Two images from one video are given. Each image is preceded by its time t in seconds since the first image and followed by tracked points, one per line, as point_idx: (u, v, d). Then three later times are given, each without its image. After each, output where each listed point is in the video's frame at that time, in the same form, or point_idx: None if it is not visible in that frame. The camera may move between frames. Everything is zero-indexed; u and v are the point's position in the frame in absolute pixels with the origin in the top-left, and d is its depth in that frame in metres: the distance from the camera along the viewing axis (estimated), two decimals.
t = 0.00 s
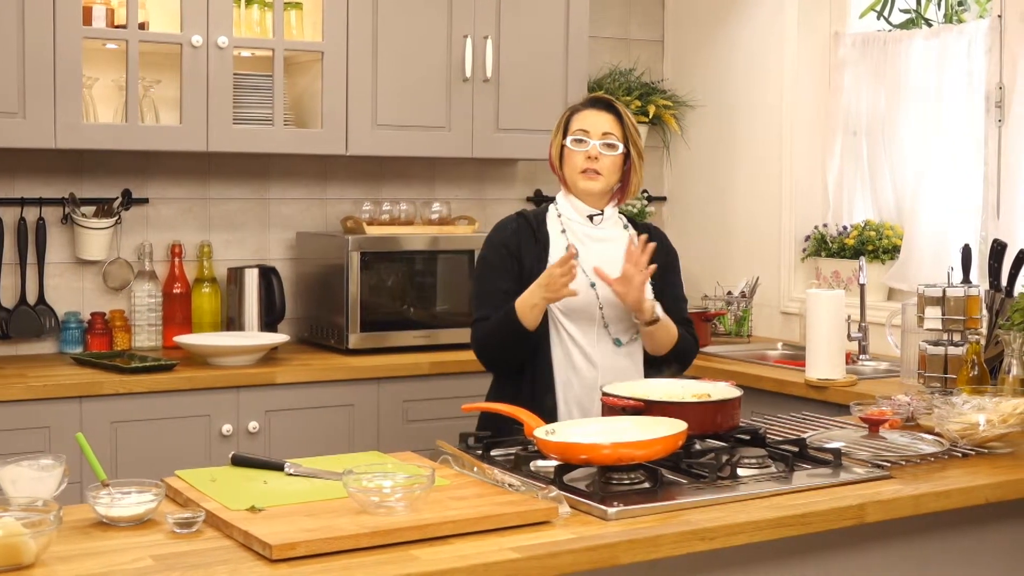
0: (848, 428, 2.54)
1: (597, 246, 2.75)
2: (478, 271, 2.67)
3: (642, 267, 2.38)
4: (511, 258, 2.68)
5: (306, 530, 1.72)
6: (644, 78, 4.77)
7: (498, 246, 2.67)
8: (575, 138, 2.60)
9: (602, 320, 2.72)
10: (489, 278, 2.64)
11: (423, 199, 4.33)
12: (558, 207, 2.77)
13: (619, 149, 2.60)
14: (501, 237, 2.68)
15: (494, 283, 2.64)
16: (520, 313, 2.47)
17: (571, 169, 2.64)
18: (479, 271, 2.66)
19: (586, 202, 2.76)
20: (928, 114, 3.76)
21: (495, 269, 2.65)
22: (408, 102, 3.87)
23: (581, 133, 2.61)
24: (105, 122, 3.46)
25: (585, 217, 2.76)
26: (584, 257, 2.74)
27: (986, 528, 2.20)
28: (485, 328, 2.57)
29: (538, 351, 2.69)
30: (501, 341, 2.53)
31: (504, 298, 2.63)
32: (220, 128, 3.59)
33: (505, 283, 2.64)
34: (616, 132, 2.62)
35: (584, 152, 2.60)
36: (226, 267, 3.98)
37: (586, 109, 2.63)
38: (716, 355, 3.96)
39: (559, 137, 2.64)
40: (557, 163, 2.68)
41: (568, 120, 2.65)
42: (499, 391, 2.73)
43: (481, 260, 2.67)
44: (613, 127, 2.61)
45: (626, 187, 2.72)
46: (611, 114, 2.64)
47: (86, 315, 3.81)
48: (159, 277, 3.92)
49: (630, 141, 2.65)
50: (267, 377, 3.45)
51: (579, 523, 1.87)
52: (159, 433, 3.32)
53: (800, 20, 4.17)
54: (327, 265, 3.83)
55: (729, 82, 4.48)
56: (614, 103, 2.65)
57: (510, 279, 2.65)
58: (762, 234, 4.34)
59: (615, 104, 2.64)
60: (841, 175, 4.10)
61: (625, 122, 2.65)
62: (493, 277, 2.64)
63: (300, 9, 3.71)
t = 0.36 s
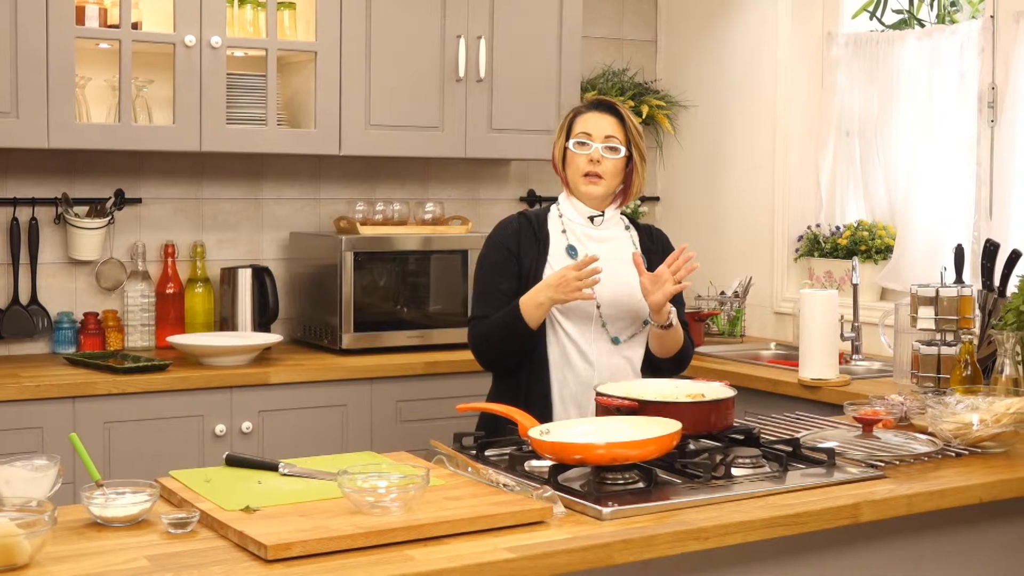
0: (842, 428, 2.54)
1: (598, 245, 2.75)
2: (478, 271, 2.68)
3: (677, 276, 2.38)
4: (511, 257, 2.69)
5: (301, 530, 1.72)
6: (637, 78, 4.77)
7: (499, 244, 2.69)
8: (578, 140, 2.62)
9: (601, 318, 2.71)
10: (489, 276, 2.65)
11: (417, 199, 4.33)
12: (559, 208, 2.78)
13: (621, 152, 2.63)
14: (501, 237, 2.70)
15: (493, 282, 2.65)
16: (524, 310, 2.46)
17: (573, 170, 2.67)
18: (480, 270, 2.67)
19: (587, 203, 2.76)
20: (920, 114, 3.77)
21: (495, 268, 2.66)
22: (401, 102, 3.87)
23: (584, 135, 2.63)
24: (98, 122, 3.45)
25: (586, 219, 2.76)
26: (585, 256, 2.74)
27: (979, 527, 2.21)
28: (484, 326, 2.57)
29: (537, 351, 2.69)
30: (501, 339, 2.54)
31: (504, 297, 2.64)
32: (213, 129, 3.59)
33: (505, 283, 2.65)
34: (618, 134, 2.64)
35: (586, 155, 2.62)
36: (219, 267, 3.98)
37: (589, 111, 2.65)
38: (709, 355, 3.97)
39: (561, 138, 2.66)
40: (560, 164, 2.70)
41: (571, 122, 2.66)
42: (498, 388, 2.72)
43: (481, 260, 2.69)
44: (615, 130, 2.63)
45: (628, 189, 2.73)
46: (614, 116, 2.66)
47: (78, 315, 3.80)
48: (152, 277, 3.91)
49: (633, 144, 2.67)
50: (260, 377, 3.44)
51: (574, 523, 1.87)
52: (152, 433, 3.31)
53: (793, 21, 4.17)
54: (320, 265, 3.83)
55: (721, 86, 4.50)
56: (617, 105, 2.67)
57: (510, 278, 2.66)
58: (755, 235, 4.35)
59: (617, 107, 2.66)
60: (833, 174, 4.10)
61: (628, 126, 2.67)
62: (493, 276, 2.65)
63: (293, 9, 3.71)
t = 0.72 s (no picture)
0: (836, 428, 2.55)
1: (596, 246, 2.76)
2: (475, 270, 2.68)
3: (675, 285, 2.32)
4: (508, 256, 2.69)
5: (296, 531, 1.72)
6: (631, 78, 4.78)
7: (496, 244, 2.69)
8: (580, 143, 2.62)
9: (597, 318, 2.73)
10: (485, 276, 2.65)
11: (411, 199, 4.33)
12: (558, 207, 2.78)
13: (621, 157, 2.64)
14: (499, 236, 2.70)
15: (490, 281, 2.65)
16: (510, 311, 2.47)
17: (573, 170, 2.67)
18: (477, 269, 2.67)
19: (586, 204, 2.76)
20: (914, 114, 3.78)
21: (491, 268, 2.66)
22: (395, 102, 3.87)
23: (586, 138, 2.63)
24: (92, 122, 3.45)
25: (584, 219, 2.76)
26: (582, 257, 2.74)
27: (973, 527, 2.22)
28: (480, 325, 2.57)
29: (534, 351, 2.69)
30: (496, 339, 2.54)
31: (500, 296, 2.64)
32: (207, 128, 3.58)
33: (501, 282, 2.66)
34: (619, 139, 2.64)
35: (587, 158, 2.62)
36: (213, 267, 3.97)
37: (592, 113, 2.65)
38: (702, 355, 3.98)
39: (562, 138, 2.66)
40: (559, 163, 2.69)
41: (573, 122, 2.66)
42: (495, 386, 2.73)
43: (478, 259, 2.69)
44: (617, 134, 2.64)
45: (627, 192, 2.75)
46: (617, 120, 2.66)
47: (72, 315, 3.79)
48: (145, 277, 3.91)
49: (634, 148, 2.68)
50: (254, 378, 3.44)
51: (569, 523, 1.87)
52: (145, 433, 3.31)
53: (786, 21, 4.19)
54: (314, 266, 3.83)
55: (714, 88, 4.51)
56: (620, 109, 2.67)
57: (506, 277, 2.67)
58: (749, 235, 4.36)
59: (621, 110, 2.66)
60: (827, 173, 4.10)
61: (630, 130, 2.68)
62: (490, 275, 2.65)
63: (287, 9, 3.71)
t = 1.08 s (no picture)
0: (831, 427, 2.55)
1: (591, 246, 2.76)
2: (473, 263, 2.66)
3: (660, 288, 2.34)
4: (507, 251, 2.68)
5: (292, 531, 1.72)
6: (625, 78, 4.78)
7: (495, 238, 2.68)
8: (587, 149, 2.62)
9: (591, 317, 2.73)
10: (487, 270, 2.63)
11: (405, 198, 4.33)
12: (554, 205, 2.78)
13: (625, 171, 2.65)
14: (497, 232, 2.69)
15: (490, 274, 2.63)
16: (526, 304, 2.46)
17: (574, 172, 2.67)
18: (476, 262, 2.65)
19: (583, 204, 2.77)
20: (908, 114, 3.78)
21: (491, 261, 2.65)
22: (390, 102, 3.86)
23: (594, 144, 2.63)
24: (86, 122, 3.44)
25: (580, 219, 2.77)
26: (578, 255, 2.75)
27: (967, 526, 2.22)
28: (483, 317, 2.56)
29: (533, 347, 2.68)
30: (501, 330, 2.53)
31: (501, 289, 2.63)
32: (201, 128, 3.58)
33: (501, 275, 2.65)
34: (626, 152, 2.64)
35: (590, 165, 2.63)
36: (207, 267, 3.97)
37: (606, 121, 2.65)
38: (696, 355, 3.98)
39: (571, 138, 2.66)
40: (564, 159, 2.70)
41: (586, 124, 2.66)
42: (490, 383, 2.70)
43: (476, 253, 2.67)
44: (626, 148, 2.64)
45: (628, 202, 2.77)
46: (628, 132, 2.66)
47: (65, 315, 3.78)
48: (139, 277, 3.90)
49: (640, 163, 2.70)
50: (248, 378, 3.43)
51: (565, 523, 1.87)
52: (139, 433, 3.30)
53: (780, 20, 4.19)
54: (308, 265, 3.82)
55: (709, 88, 4.51)
56: (634, 121, 2.67)
57: (506, 271, 2.66)
58: (743, 234, 4.36)
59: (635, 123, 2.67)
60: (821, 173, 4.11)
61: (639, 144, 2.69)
62: (491, 268, 2.64)
63: (281, 9, 3.70)
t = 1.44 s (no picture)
0: (825, 427, 2.56)
1: (586, 246, 2.76)
2: (469, 263, 2.67)
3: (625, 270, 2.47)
4: (504, 251, 2.69)
5: (287, 531, 1.71)
6: (619, 78, 4.78)
7: (493, 238, 2.68)
8: (580, 149, 2.63)
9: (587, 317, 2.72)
10: (485, 270, 2.64)
11: (400, 198, 4.33)
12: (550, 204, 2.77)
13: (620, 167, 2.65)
14: (494, 232, 2.69)
15: (488, 275, 2.64)
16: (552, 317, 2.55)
17: (569, 172, 2.69)
18: (473, 262, 2.66)
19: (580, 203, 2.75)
20: (902, 114, 3.79)
21: (488, 262, 2.66)
22: (385, 102, 3.86)
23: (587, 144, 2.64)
24: (81, 122, 3.44)
25: (576, 219, 2.75)
26: (574, 255, 2.74)
27: (962, 525, 2.23)
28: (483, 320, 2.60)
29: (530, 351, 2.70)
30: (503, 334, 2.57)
31: (499, 290, 2.65)
32: (196, 127, 3.57)
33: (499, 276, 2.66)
34: (620, 149, 2.65)
35: (585, 164, 2.64)
36: (201, 267, 3.96)
37: (597, 119, 2.65)
38: (691, 355, 3.99)
39: (563, 139, 2.67)
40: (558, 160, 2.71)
41: (577, 123, 2.66)
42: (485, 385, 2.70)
43: (472, 253, 2.68)
44: (619, 144, 2.65)
45: (626, 196, 2.78)
46: (620, 128, 2.66)
47: (59, 315, 3.78)
48: (134, 277, 3.89)
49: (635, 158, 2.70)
50: (242, 378, 3.43)
51: (560, 523, 1.87)
52: (133, 433, 3.29)
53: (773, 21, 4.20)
54: (303, 265, 3.82)
55: (703, 87, 4.51)
56: (625, 116, 2.67)
57: (503, 271, 2.67)
58: (737, 234, 4.37)
59: (626, 118, 2.67)
60: (815, 174, 4.12)
61: (632, 139, 2.69)
62: (488, 269, 2.65)
63: (275, 8, 3.70)
